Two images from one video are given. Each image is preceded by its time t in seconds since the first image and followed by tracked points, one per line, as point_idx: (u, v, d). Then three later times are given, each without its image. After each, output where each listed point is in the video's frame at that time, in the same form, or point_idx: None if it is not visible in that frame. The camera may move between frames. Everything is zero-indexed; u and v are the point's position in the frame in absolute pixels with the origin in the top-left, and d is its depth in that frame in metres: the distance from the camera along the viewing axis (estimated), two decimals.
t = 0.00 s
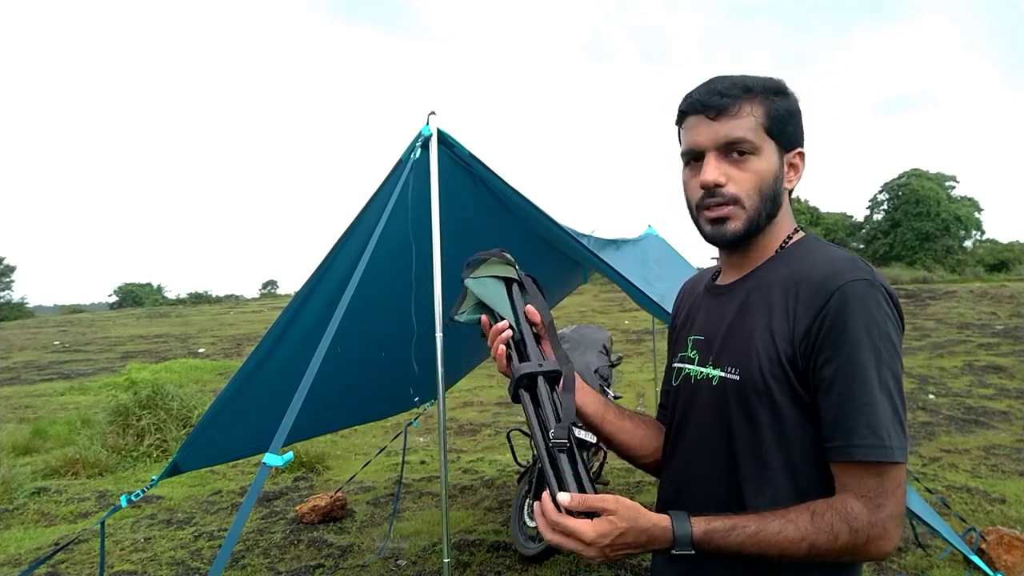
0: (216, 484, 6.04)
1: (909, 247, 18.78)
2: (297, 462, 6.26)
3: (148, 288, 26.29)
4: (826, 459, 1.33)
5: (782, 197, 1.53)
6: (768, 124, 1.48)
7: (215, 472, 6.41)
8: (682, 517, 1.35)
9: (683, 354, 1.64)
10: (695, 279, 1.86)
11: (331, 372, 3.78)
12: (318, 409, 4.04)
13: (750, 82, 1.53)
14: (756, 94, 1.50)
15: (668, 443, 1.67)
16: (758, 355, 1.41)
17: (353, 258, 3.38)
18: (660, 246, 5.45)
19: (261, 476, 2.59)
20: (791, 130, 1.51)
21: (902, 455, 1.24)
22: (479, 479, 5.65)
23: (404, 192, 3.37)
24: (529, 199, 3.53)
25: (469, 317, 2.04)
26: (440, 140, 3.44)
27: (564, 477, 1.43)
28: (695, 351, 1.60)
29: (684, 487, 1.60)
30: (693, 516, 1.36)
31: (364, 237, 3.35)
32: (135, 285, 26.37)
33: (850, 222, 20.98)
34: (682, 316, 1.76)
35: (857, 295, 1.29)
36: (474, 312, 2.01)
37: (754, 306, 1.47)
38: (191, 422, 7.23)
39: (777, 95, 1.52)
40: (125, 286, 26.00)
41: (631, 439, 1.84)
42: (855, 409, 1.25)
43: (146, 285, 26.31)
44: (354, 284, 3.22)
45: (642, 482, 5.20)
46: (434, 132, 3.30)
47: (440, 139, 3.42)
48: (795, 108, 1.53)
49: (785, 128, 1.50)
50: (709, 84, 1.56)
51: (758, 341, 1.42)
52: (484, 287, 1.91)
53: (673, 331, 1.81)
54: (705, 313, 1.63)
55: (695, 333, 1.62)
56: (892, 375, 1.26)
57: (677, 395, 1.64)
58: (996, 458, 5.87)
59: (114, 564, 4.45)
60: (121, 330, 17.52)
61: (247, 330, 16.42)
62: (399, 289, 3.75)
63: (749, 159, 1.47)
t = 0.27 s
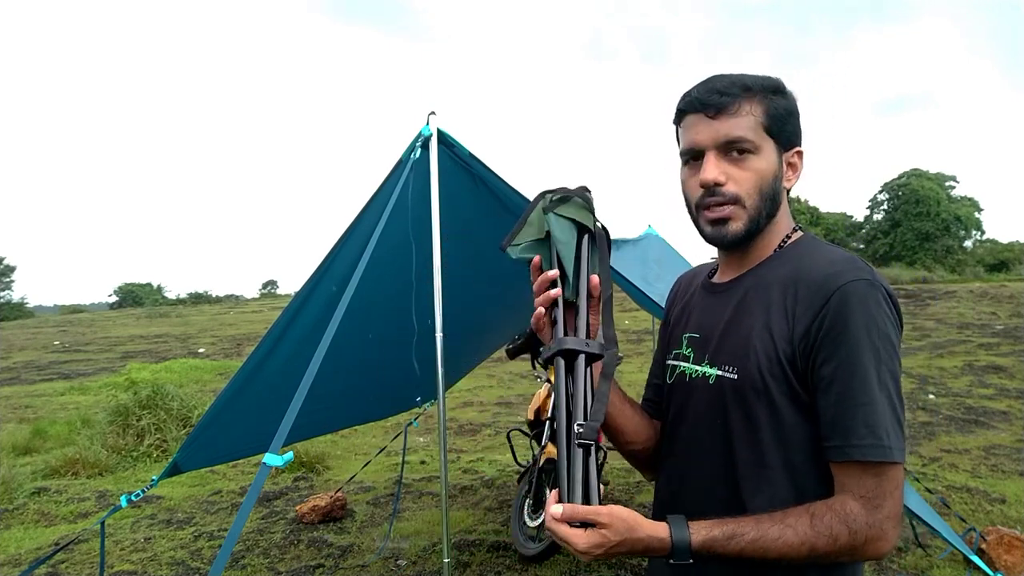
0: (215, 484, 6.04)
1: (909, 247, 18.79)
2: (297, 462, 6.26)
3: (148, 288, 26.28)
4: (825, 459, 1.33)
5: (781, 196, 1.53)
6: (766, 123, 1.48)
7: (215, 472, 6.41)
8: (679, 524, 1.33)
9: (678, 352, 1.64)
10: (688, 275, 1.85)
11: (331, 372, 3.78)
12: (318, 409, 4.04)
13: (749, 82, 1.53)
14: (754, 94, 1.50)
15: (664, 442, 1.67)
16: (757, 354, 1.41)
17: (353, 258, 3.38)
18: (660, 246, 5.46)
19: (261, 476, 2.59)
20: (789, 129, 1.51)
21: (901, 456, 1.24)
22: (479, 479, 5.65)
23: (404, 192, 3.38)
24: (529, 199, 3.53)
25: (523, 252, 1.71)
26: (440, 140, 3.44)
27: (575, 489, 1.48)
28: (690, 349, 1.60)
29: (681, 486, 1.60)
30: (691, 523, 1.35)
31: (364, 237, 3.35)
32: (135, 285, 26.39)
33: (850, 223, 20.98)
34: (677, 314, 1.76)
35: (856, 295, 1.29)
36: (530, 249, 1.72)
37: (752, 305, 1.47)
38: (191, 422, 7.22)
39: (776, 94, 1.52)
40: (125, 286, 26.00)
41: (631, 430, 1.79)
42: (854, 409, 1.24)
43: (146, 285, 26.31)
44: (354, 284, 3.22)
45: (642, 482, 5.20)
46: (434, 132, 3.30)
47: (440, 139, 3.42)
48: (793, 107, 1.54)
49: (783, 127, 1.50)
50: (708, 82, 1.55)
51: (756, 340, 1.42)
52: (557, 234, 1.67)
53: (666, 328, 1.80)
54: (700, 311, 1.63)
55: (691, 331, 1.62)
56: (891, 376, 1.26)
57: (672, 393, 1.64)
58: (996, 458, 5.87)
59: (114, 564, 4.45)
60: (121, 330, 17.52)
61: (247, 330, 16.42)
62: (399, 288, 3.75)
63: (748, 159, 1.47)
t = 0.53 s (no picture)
0: (215, 484, 6.04)
1: (909, 247, 18.79)
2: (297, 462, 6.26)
3: (148, 288, 26.27)
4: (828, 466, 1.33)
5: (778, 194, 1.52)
6: (757, 122, 1.48)
7: (215, 472, 6.41)
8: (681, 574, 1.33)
9: (677, 352, 1.64)
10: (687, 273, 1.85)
11: (331, 373, 3.78)
12: (318, 409, 4.04)
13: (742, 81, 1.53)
14: (745, 93, 1.50)
15: (661, 442, 1.67)
16: (761, 358, 1.41)
17: (353, 259, 3.38)
18: (660, 246, 5.46)
19: (261, 477, 2.59)
20: (785, 126, 1.49)
21: (905, 464, 1.24)
22: (479, 479, 5.65)
23: (404, 192, 3.38)
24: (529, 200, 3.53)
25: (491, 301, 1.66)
26: (440, 140, 3.44)
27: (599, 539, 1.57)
28: (691, 350, 1.60)
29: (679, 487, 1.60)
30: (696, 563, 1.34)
31: (364, 237, 3.35)
32: (135, 285, 26.40)
33: (850, 223, 20.98)
34: (675, 312, 1.75)
35: (864, 303, 1.28)
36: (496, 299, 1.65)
37: (755, 308, 1.47)
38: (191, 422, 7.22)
39: (770, 92, 1.51)
40: (126, 286, 26.01)
41: (626, 437, 1.78)
42: (859, 417, 1.25)
43: (146, 286, 26.30)
44: (354, 284, 3.22)
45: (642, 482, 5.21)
46: (434, 132, 3.30)
47: (440, 139, 3.42)
48: (790, 104, 1.52)
49: (777, 125, 1.48)
50: (702, 83, 1.56)
51: (761, 344, 1.42)
52: (516, 278, 1.57)
53: (665, 327, 1.80)
54: (700, 311, 1.62)
55: (691, 331, 1.62)
56: (897, 385, 1.26)
57: (671, 394, 1.64)
58: (996, 458, 5.87)
59: (114, 564, 4.45)
60: (121, 330, 17.53)
61: (248, 330, 16.42)
62: (400, 288, 3.75)
63: (738, 159, 1.47)
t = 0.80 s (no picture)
0: (215, 484, 6.04)
1: (909, 247, 18.80)
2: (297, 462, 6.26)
3: (148, 288, 26.26)
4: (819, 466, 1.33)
5: (759, 196, 1.52)
6: (729, 127, 1.50)
7: (215, 472, 6.41)
8: None
9: (676, 352, 1.64)
10: (691, 272, 1.85)
11: (331, 372, 3.78)
12: (318, 409, 4.05)
13: (722, 86, 1.55)
14: (718, 99, 1.53)
15: (660, 441, 1.67)
16: (755, 359, 1.41)
17: (353, 259, 3.38)
18: (660, 246, 5.46)
19: (261, 477, 2.59)
20: (763, 127, 1.48)
21: (896, 466, 1.24)
22: (479, 479, 5.65)
23: (404, 192, 3.37)
24: (530, 200, 3.53)
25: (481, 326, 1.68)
26: (441, 140, 3.44)
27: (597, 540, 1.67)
28: (689, 349, 1.60)
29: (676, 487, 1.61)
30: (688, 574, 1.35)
31: (364, 237, 3.35)
32: (135, 285, 26.39)
33: (850, 223, 20.99)
34: (676, 311, 1.76)
35: (856, 304, 1.28)
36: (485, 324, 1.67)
37: (751, 308, 1.47)
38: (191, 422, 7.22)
39: (750, 94, 1.51)
40: (125, 286, 25.99)
41: (623, 441, 1.79)
42: (850, 418, 1.25)
43: (146, 285, 26.29)
44: (354, 284, 3.22)
45: (642, 482, 5.21)
46: (434, 132, 3.30)
47: (440, 139, 3.42)
48: (774, 103, 1.50)
49: (753, 128, 1.48)
50: (687, 91, 1.61)
51: (755, 344, 1.42)
52: (501, 303, 1.57)
53: (667, 326, 1.80)
54: (699, 312, 1.63)
55: (690, 331, 1.62)
56: (890, 387, 1.26)
57: (670, 393, 1.64)
58: (995, 458, 5.87)
59: (114, 564, 4.45)
60: (121, 330, 17.52)
61: (247, 330, 16.41)
62: (399, 288, 3.75)
63: (708, 165, 1.51)
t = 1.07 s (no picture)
0: (216, 484, 6.04)
1: (909, 247, 18.80)
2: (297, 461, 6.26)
3: (148, 288, 26.25)
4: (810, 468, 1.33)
5: (745, 195, 1.53)
6: (706, 131, 1.53)
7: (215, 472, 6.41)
8: None
9: (676, 352, 1.65)
10: (697, 273, 1.85)
11: (331, 372, 3.78)
12: (318, 409, 4.05)
13: (701, 93, 1.59)
14: (696, 106, 1.57)
15: (659, 440, 1.68)
16: (749, 359, 1.41)
17: (353, 259, 3.38)
18: (660, 246, 5.46)
19: (261, 477, 2.59)
20: (741, 127, 1.50)
21: (885, 470, 1.23)
22: (478, 479, 5.65)
23: (404, 192, 3.37)
24: (530, 200, 3.53)
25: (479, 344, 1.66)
26: (441, 140, 3.44)
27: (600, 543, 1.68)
28: (688, 349, 1.60)
29: (672, 486, 1.61)
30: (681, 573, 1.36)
31: (364, 238, 3.35)
32: (135, 285, 26.41)
33: (850, 223, 21.00)
34: (680, 311, 1.76)
35: (846, 306, 1.27)
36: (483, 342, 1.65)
37: (746, 309, 1.47)
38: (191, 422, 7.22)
39: (727, 98, 1.53)
40: (125, 286, 25.99)
41: (623, 448, 1.84)
42: (838, 421, 1.24)
43: (146, 285, 26.28)
44: (354, 284, 3.22)
45: (642, 482, 5.21)
46: (434, 132, 3.30)
47: (440, 139, 3.42)
48: (752, 102, 1.51)
49: (730, 130, 1.50)
50: (672, 100, 1.66)
51: (748, 345, 1.42)
52: (496, 325, 1.55)
53: (671, 327, 1.81)
54: (699, 311, 1.63)
55: (689, 331, 1.62)
56: (880, 390, 1.25)
57: (670, 392, 1.65)
58: (995, 458, 5.87)
59: (114, 564, 4.45)
60: (121, 330, 17.52)
61: (247, 330, 16.41)
62: (399, 288, 3.76)
63: (690, 170, 1.55)
